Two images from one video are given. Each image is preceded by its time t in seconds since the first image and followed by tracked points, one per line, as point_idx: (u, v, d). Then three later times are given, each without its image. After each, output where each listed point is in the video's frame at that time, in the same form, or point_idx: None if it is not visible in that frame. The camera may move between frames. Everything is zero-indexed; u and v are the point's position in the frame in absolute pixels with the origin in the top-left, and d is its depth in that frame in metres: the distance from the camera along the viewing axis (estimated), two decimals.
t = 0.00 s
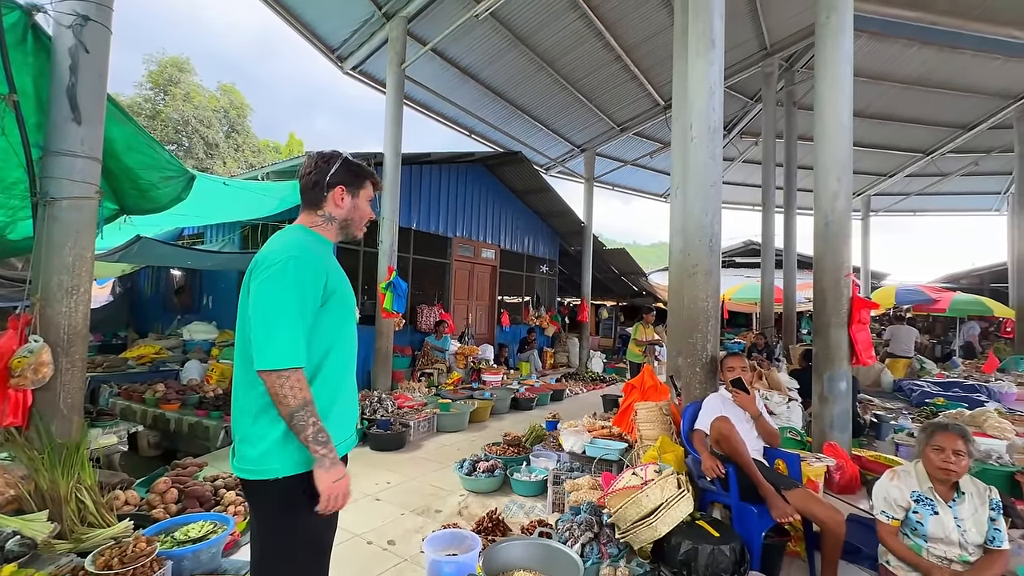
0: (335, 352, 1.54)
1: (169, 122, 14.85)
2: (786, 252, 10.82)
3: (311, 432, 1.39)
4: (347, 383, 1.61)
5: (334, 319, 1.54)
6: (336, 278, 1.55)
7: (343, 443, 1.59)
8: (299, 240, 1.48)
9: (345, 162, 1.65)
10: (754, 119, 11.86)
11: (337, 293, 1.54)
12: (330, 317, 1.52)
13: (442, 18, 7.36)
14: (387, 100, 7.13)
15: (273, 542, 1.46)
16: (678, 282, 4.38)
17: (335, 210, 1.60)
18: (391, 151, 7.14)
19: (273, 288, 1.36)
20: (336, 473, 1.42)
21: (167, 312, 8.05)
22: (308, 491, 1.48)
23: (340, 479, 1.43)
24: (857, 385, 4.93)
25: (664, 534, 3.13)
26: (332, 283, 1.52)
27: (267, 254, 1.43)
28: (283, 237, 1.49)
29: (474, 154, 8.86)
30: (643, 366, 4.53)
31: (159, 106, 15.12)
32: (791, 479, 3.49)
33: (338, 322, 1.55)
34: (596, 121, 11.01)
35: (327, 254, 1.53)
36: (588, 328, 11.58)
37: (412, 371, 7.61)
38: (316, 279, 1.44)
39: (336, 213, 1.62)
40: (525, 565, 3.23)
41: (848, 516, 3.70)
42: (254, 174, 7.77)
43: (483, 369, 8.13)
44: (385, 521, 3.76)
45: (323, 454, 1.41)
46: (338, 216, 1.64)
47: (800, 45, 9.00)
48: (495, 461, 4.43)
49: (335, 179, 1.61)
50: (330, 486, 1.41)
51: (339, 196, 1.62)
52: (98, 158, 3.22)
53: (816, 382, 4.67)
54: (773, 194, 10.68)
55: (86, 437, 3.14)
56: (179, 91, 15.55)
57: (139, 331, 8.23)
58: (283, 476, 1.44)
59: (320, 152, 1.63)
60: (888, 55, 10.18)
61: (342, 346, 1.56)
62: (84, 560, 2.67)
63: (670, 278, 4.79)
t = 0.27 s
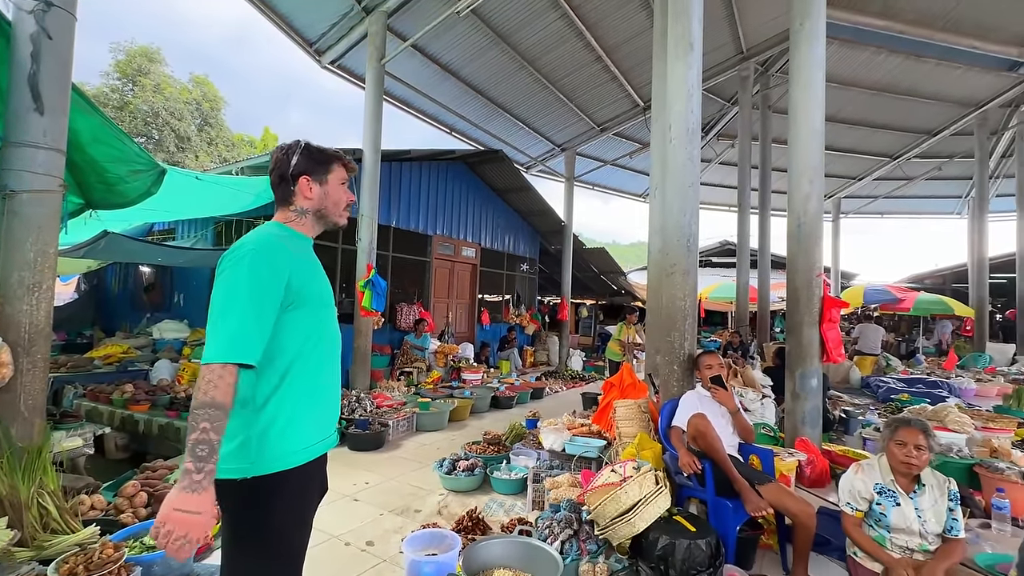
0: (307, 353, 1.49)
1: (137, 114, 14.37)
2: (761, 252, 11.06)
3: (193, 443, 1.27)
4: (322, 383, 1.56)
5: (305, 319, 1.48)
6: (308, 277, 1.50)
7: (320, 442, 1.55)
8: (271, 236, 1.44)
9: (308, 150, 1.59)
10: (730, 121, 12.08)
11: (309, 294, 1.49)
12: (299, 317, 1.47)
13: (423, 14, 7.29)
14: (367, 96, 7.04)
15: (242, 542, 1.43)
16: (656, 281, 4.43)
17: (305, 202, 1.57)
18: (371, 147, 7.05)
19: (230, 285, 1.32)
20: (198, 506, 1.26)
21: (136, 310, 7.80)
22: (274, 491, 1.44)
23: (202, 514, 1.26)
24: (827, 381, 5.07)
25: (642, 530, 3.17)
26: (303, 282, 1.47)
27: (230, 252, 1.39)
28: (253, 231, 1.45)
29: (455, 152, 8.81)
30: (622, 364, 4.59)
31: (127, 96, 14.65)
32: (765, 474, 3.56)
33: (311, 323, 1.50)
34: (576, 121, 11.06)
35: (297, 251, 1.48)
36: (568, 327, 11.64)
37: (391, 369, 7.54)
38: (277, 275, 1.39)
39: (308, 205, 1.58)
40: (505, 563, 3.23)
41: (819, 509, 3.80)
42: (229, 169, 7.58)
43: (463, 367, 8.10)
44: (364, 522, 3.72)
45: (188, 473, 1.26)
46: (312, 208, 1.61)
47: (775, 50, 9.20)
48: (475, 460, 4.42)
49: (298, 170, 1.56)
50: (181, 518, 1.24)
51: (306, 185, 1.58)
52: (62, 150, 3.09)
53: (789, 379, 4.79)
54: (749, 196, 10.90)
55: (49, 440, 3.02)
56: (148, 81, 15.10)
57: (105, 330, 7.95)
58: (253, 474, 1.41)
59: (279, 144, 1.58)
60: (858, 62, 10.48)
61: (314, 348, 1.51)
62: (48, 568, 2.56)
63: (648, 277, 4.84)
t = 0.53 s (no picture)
0: (274, 357, 1.41)
1: (108, 104, 13.92)
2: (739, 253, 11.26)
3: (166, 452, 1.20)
4: (296, 384, 1.49)
5: (267, 320, 1.40)
6: (268, 276, 1.41)
7: (295, 445, 1.50)
8: (221, 236, 1.35)
9: (252, 134, 1.50)
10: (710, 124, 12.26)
11: (269, 292, 1.40)
12: (260, 319, 1.39)
13: (407, 10, 7.23)
14: (349, 91, 6.95)
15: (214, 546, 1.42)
16: (638, 281, 4.46)
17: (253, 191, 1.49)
18: (353, 143, 6.97)
19: (175, 292, 1.23)
20: (189, 508, 1.18)
21: (106, 307, 7.56)
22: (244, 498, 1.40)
23: (197, 516, 1.18)
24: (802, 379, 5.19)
25: (622, 527, 3.21)
26: (261, 282, 1.39)
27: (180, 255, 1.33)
28: (204, 231, 1.36)
29: (438, 149, 8.76)
30: (603, 363, 4.62)
31: (97, 87, 14.24)
32: (742, 471, 3.63)
33: (274, 322, 1.41)
34: (559, 121, 11.10)
35: (252, 251, 1.39)
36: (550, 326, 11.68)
37: (372, 368, 7.47)
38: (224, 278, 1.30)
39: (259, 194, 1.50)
40: (487, 562, 3.23)
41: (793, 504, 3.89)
42: (204, 163, 7.40)
43: (445, 366, 8.06)
44: (344, 522, 3.68)
45: (169, 483, 1.18)
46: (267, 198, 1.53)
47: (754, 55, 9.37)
48: (457, 459, 4.41)
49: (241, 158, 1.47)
50: (178, 526, 1.16)
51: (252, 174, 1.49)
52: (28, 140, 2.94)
53: (765, 377, 4.89)
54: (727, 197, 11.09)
55: (13, 442, 2.89)
56: (119, 71, 14.70)
57: (74, 328, 7.69)
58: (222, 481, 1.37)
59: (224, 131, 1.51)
60: (833, 68, 10.74)
61: (282, 349, 1.43)
62: None
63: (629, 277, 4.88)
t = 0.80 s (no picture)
0: (245, 363, 1.31)
1: (82, 96, 13.55)
2: (721, 256, 11.43)
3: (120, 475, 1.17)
4: (274, 388, 1.38)
5: (234, 324, 1.29)
6: (233, 276, 1.29)
7: (260, 458, 1.37)
8: (176, 236, 1.25)
9: (199, 117, 1.41)
10: (694, 128, 12.42)
11: (235, 294, 1.29)
12: (226, 323, 1.28)
13: (393, 8, 7.20)
14: (333, 87, 6.88)
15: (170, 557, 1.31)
16: (622, 282, 4.50)
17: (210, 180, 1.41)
18: (337, 140, 6.90)
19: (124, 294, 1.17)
20: (146, 531, 1.17)
21: (80, 305, 7.37)
22: (211, 506, 1.30)
23: (152, 538, 1.17)
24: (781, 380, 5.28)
25: (605, 525, 3.23)
26: (224, 284, 1.27)
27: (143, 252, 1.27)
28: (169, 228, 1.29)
29: (423, 149, 8.71)
30: (587, 363, 4.66)
31: (71, 78, 13.88)
32: (723, 470, 3.69)
33: (243, 325, 1.30)
34: (545, 122, 11.14)
35: (212, 249, 1.28)
36: (535, 326, 11.70)
37: (355, 368, 7.41)
38: (175, 279, 1.20)
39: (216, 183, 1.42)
40: (472, 563, 3.23)
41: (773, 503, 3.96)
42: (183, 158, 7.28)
43: (430, 366, 8.01)
44: (326, 523, 3.64)
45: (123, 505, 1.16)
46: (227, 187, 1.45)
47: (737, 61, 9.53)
48: (441, 459, 4.39)
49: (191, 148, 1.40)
50: (133, 549, 1.14)
51: (206, 165, 1.42)
52: None
53: (745, 378, 4.97)
54: (710, 201, 11.24)
55: None
56: (94, 62, 14.37)
57: (45, 326, 7.45)
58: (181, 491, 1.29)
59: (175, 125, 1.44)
60: (813, 76, 10.98)
61: (254, 353, 1.32)
62: None
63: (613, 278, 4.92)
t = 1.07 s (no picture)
0: (219, 369, 1.14)
1: (62, 90, 13.27)
2: (706, 261, 11.57)
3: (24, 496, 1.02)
4: (257, 393, 1.22)
5: (205, 327, 1.13)
6: (200, 274, 1.13)
7: (232, 478, 1.19)
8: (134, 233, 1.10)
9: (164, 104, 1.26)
10: (681, 135, 12.58)
11: (203, 294, 1.12)
12: (195, 327, 1.12)
13: (384, 8, 7.18)
14: (323, 87, 6.84)
15: None
16: (609, 286, 4.54)
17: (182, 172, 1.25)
18: (326, 141, 6.86)
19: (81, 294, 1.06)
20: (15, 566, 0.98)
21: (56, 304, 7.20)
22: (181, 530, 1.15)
23: None
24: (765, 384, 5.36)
25: (591, 528, 3.24)
26: (190, 282, 1.11)
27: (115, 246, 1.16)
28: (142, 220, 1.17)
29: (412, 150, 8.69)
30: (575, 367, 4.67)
31: (52, 71, 13.61)
32: (708, 473, 3.72)
33: (215, 327, 1.14)
34: (535, 126, 11.18)
35: (179, 241, 1.13)
36: (522, 329, 11.72)
37: (340, 370, 7.34)
38: (133, 278, 1.06)
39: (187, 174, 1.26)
40: (459, 566, 3.21)
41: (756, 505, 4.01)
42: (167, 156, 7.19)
43: (416, 369, 7.97)
44: (310, 526, 3.60)
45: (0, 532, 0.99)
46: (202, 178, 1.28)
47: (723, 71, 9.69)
48: (427, 462, 4.37)
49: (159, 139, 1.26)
50: None
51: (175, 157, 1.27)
52: None
53: (730, 382, 5.04)
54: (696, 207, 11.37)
55: None
56: (76, 55, 14.11)
57: (19, 324, 7.26)
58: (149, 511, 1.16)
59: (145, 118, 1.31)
60: (797, 86, 11.21)
61: (230, 358, 1.16)
62: None
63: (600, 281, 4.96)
